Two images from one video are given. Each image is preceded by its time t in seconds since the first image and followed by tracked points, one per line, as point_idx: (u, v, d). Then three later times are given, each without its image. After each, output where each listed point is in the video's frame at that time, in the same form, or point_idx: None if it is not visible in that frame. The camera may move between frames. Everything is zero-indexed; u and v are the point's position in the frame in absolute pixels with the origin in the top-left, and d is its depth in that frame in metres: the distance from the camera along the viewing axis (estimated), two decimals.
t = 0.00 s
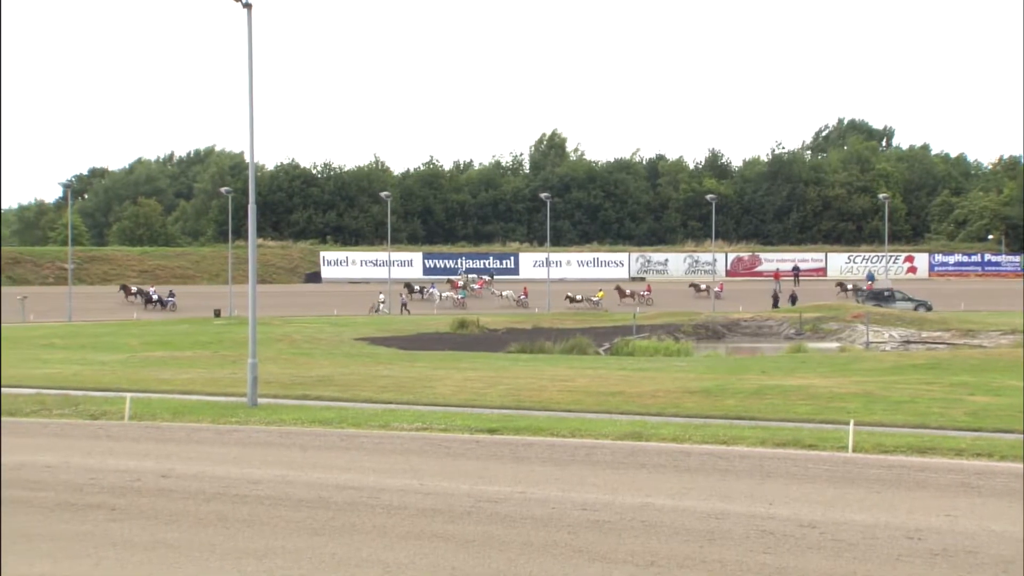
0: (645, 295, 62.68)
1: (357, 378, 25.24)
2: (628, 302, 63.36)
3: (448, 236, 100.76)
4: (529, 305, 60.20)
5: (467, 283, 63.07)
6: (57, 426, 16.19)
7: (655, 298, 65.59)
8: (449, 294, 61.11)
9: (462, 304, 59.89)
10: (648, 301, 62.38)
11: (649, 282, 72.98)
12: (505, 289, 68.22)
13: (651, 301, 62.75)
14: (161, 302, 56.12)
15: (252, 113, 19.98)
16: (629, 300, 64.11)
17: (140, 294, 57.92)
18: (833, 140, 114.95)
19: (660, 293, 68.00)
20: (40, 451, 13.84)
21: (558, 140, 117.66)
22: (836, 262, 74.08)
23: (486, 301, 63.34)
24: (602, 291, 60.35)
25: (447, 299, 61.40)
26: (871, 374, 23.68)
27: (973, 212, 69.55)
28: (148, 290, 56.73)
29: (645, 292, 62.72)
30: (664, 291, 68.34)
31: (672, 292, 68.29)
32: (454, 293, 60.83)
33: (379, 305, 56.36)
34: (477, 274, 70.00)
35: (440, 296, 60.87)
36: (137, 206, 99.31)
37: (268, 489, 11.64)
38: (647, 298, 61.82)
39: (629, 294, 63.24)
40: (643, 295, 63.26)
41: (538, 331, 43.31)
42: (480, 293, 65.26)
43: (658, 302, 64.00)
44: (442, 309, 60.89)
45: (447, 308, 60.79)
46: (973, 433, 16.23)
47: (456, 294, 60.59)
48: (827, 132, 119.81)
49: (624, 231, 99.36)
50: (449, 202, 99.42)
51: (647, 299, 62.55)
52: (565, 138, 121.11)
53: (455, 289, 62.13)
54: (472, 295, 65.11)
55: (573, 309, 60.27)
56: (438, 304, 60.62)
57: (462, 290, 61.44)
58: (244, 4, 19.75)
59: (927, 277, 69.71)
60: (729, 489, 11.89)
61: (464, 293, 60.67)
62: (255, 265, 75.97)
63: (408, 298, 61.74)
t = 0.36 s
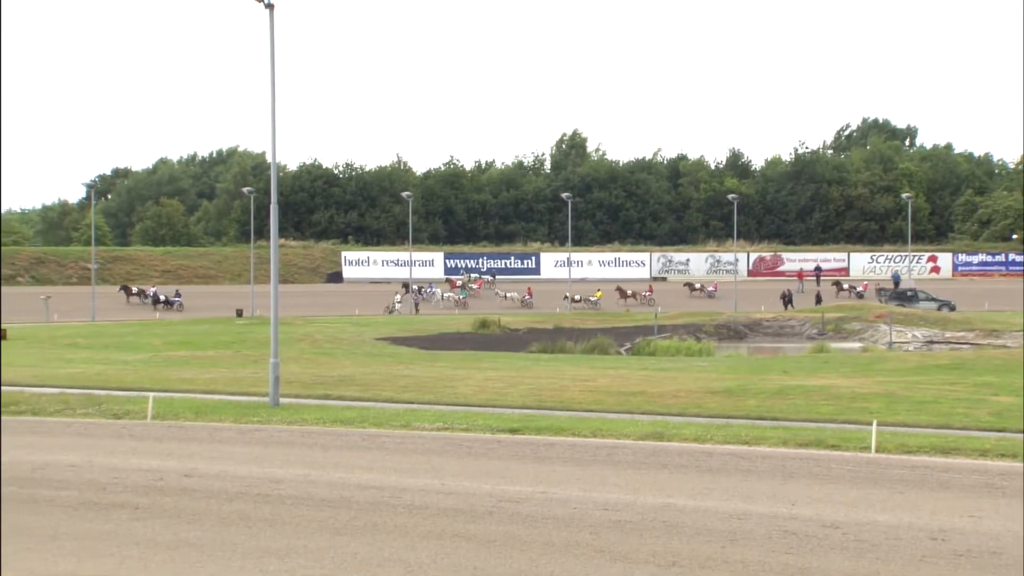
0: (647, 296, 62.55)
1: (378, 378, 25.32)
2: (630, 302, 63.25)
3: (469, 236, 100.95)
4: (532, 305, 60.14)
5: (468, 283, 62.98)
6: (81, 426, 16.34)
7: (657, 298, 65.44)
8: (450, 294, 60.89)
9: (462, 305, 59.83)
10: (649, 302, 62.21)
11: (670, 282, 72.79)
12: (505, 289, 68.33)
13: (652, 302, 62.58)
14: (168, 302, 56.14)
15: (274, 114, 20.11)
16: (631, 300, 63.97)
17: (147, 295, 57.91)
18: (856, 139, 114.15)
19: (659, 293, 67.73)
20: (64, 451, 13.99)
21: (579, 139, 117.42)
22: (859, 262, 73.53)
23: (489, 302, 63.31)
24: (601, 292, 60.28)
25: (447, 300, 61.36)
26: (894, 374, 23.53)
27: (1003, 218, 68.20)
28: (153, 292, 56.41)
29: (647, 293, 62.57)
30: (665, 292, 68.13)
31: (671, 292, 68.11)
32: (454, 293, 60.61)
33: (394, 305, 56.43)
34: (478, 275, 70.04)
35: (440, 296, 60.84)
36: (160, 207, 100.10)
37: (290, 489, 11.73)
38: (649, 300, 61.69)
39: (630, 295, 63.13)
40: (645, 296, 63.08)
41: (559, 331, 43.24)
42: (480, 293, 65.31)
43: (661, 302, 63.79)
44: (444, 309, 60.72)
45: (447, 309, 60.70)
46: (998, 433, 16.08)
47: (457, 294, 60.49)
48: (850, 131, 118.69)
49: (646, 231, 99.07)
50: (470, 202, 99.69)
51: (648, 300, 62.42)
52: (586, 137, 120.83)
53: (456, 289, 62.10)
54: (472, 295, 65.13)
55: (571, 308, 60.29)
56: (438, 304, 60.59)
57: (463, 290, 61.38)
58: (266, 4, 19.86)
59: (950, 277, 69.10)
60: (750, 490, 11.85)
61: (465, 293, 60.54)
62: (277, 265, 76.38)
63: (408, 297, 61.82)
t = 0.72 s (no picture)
0: (647, 296, 62.37)
1: (399, 378, 25.37)
2: (630, 302, 63.18)
3: (491, 236, 101.06)
4: (535, 304, 59.92)
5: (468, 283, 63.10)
6: (105, 426, 16.47)
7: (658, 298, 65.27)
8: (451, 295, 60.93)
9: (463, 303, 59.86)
10: (650, 302, 62.06)
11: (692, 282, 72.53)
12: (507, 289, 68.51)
13: (653, 302, 62.38)
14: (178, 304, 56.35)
15: (296, 114, 20.23)
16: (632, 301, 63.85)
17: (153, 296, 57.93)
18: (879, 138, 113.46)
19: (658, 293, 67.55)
20: (88, 450, 14.15)
21: (600, 139, 117.14)
22: (882, 262, 72.94)
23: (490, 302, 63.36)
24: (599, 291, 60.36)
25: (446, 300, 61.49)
26: (917, 374, 23.36)
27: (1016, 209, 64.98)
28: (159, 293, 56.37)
29: (647, 293, 62.43)
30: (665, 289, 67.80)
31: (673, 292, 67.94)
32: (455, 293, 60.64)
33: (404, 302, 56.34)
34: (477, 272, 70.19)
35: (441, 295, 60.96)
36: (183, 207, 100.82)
37: (312, 489, 11.80)
38: (649, 300, 61.53)
39: (631, 295, 63.02)
40: (645, 295, 62.92)
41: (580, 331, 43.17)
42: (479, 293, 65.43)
43: (663, 303, 63.61)
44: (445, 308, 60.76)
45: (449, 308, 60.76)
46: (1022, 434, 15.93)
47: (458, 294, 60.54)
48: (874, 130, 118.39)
49: (667, 230, 98.69)
50: (491, 202, 99.88)
51: (649, 300, 62.25)
52: (607, 137, 120.54)
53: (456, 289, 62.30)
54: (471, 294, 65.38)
55: (571, 308, 60.34)
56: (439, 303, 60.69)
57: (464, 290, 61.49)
58: (288, 4, 20.00)
59: (975, 276, 68.41)
60: (773, 489, 11.79)
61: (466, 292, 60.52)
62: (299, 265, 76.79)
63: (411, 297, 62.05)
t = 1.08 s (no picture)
0: (647, 296, 62.14)
1: (420, 377, 25.45)
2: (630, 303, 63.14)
3: (512, 236, 101.14)
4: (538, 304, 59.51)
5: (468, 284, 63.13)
6: (129, 426, 16.62)
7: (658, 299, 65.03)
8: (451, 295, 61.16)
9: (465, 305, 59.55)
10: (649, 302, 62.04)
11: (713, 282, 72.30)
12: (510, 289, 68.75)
13: (653, 302, 62.13)
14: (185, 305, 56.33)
15: (318, 115, 20.34)
16: (632, 301, 63.64)
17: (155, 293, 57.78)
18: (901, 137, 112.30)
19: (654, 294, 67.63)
20: (111, 449, 14.31)
21: (622, 139, 116.81)
22: (905, 262, 72.36)
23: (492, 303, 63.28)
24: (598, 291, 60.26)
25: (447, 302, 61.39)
26: (940, 374, 23.21)
27: None
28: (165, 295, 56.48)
29: (647, 293, 62.22)
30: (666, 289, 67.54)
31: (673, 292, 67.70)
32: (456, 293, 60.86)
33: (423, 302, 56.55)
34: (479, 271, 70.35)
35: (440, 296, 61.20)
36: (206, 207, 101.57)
37: (334, 488, 11.86)
38: (649, 300, 61.31)
39: (631, 295, 62.81)
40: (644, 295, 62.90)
41: (602, 331, 43.13)
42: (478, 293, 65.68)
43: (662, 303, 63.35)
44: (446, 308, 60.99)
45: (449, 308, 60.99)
46: None
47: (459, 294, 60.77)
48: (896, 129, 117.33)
49: (689, 230, 98.35)
50: (513, 202, 100.03)
51: (649, 300, 62.02)
52: (629, 137, 120.25)
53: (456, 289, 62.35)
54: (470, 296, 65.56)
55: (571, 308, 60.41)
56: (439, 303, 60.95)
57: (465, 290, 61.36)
58: (310, 5, 20.12)
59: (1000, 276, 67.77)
60: (795, 490, 11.75)
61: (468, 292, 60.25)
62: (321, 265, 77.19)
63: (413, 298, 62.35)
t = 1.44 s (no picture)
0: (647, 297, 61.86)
1: (441, 377, 25.48)
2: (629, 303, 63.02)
3: (534, 236, 101.13)
4: (542, 305, 59.13)
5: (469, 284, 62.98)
6: (152, 425, 16.79)
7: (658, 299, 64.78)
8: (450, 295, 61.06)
9: (467, 305, 59.17)
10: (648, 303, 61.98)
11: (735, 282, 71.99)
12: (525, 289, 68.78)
13: (652, 302, 61.84)
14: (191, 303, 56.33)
15: (339, 115, 20.44)
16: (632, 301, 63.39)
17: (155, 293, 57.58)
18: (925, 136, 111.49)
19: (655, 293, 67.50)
20: (135, 448, 14.46)
21: (644, 139, 116.28)
22: (928, 262, 71.73)
23: (493, 303, 63.14)
24: (597, 291, 60.14)
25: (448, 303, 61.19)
26: (964, 374, 23.02)
27: None
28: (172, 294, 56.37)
29: (646, 294, 61.96)
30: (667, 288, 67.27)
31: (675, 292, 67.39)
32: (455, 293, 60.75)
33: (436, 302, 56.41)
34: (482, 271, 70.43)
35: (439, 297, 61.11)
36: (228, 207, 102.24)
37: (355, 488, 11.92)
38: (648, 301, 61.03)
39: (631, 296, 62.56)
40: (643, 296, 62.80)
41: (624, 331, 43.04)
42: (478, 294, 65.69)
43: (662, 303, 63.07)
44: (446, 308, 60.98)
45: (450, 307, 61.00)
46: None
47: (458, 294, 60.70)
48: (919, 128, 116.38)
49: (710, 230, 97.88)
50: (534, 202, 100.14)
51: (648, 300, 61.74)
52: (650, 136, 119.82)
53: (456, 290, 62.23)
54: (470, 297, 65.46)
55: (571, 309, 60.38)
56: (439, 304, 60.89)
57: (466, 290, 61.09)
58: (332, 6, 20.22)
59: None
60: (818, 490, 11.68)
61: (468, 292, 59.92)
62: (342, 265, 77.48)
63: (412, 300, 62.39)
